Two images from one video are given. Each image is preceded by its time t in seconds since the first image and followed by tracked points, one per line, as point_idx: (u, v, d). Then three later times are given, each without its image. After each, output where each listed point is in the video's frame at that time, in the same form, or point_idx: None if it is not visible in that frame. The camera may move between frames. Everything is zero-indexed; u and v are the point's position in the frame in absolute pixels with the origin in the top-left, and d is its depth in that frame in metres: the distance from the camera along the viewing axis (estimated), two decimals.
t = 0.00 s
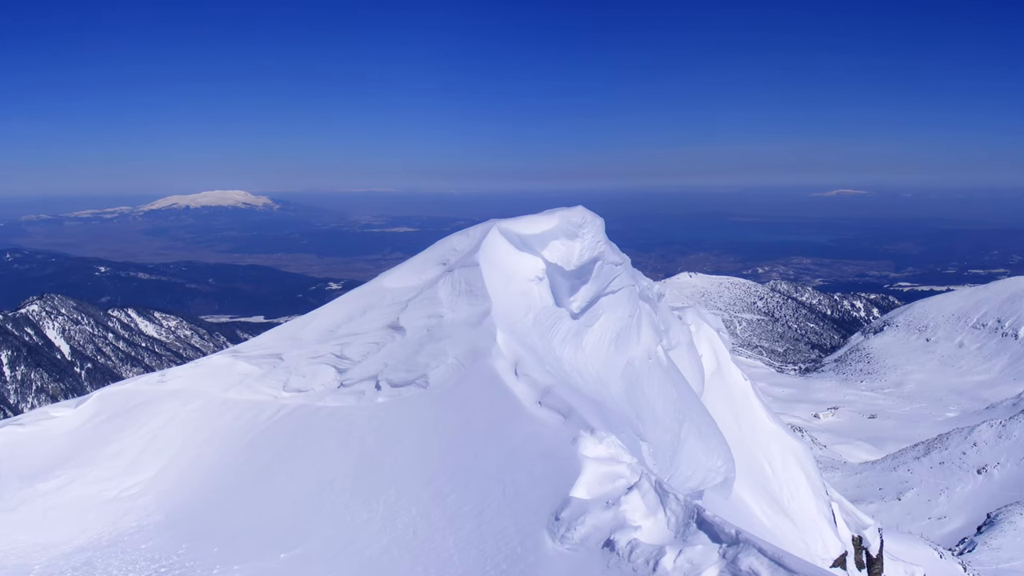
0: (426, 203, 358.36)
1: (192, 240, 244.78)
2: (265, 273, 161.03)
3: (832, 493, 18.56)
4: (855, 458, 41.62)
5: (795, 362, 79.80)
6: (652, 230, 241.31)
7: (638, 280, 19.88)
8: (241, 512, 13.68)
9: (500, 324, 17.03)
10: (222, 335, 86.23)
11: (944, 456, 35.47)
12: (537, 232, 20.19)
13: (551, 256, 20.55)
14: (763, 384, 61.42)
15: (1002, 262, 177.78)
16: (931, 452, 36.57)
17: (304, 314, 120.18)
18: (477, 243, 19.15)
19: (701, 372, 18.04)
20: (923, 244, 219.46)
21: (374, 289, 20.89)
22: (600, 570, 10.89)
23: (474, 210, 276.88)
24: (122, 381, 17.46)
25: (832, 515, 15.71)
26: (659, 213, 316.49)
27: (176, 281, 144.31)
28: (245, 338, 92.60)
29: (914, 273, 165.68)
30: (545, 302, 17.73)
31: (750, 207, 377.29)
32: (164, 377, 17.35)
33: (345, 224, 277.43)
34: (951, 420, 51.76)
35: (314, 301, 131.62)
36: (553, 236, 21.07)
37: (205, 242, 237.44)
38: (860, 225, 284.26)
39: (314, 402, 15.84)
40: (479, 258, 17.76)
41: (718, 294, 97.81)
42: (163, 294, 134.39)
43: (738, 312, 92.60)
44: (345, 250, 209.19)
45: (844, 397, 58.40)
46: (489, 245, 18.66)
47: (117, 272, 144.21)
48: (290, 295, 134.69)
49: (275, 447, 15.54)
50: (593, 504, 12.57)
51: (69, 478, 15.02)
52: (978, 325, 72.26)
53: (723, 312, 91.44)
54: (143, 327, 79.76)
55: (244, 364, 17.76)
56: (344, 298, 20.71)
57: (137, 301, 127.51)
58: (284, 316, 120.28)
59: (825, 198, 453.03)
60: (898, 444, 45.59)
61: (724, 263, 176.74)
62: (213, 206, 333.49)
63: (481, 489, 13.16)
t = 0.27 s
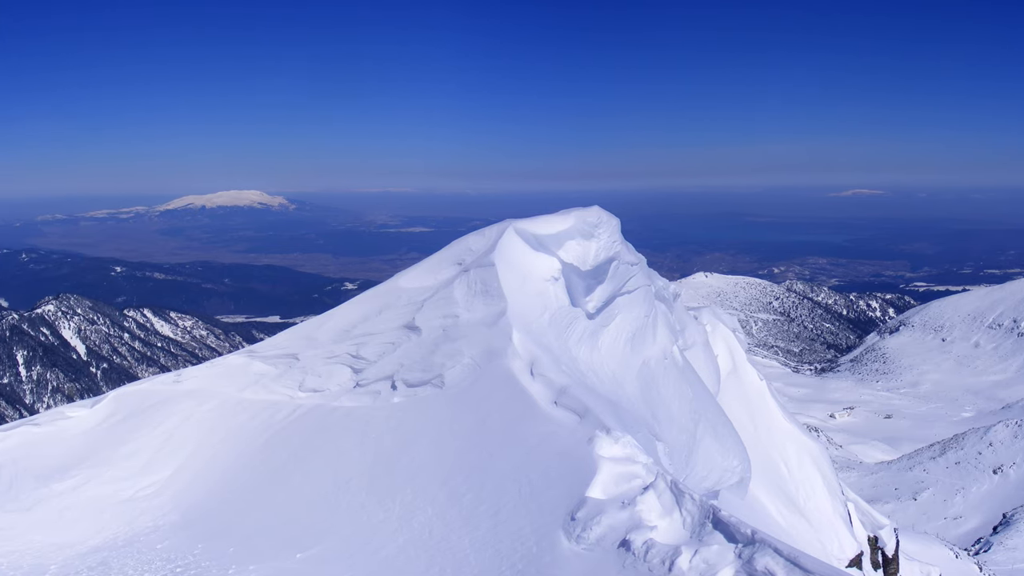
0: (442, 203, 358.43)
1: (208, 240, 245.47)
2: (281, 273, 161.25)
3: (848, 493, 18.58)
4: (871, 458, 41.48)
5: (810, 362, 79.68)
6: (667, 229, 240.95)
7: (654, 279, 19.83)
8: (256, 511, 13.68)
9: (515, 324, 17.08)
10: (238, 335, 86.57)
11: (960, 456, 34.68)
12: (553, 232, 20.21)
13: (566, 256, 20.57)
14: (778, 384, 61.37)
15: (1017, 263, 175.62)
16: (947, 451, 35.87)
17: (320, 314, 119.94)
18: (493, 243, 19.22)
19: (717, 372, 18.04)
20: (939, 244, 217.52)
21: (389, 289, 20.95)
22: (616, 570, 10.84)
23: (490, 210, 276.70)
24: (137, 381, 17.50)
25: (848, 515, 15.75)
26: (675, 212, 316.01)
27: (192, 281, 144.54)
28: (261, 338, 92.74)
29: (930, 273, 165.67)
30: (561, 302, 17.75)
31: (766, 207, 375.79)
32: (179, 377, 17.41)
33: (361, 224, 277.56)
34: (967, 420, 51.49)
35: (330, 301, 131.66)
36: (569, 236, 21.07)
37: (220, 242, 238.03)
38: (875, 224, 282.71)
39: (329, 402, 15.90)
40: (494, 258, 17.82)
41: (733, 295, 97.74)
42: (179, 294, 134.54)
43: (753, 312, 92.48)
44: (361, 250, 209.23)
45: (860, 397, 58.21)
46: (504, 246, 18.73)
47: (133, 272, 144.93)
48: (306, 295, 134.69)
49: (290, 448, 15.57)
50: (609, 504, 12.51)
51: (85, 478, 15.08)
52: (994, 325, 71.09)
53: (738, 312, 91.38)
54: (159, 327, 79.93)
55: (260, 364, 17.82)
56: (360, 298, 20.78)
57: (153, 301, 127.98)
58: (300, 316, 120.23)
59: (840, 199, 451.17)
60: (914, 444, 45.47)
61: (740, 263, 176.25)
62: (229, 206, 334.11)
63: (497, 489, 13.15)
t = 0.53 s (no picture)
0: (457, 203, 358.63)
1: (223, 240, 246.15)
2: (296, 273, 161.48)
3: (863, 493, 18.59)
4: (886, 458, 41.43)
5: (825, 362, 79.69)
6: (681, 229, 240.90)
7: (668, 279, 19.82)
8: (271, 511, 13.69)
9: (530, 324, 17.13)
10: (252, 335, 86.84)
11: (975, 455, 34.51)
12: (567, 232, 20.26)
13: (581, 256, 20.59)
14: (793, 384, 61.43)
15: None
16: (962, 451, 35.71)
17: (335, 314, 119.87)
18: (508, 243, 19.30)
19: (732, 373, 18.06)
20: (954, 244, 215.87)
21: (404, 289, 21.03)
22: (631, 570, 10.78)
23: (505, 210, 276.91)
24: (152, 381, 17.58)
25: (863, 515, 15.78)
26: (690, 212, 315.75)
27: (207, 281, 144.86)
28: (276, 338, 92.97)
29: (945, 273, 165.21)
30: (576, 301, 17.77)
31: (780, 207, 374.49)
32: (194, 377, 17.47)
33: (376, 224, 277.77)
34: (982, 420, 51.29)
35: (345, 301, 131.77)
36: (584, 236, 21.10)
37: (236, 242, 238.86)
38: (890, 224, 281.51)
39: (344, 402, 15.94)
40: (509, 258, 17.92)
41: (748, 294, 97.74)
42: (193, 294, 134.79)
43: (768, 312, 92.49)
44: (376, 250, 209.42)
45: (875, 397, 58.12)
46: (519, 246, 18.80)
47: (148, 272, 145.63)
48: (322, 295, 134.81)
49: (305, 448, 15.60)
50: (624, 504, 12.44)
51: (100, 478, 15.15)
52: (1010, 325, 69.92)
53: (753, 312, 91.46)
54: (175, 327, 80.20)
55: (275, 364, 17.87)
56: (374, 298, 20.86)
57: (168, 301, 128.53)
58: (315, 316, 120.28)
59: (859, 199, 450.08)
60: (929, 444, 45.43)
61: (755, 263, 176.18)
62: (244, 206, 335.14)
63: (512, 489, 13.14)
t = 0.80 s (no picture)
0: (472, 203, 358.53)
1: (237, 240, 246.73)
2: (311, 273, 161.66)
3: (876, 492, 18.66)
4: (899, 458, 41.44)
5: (839, 362, 79.68)
6: (694, 229, 240.69)
7: (683, 279, 19.81)
8: (285, 512, 13.70)
9: (545, 324, 17.20)
10: (267, 335, 86.77)
11: (988, 455, 34.23)
12: (581, 232, 20.31)
13: (595, 255, 20.61)
14: (806, 384, 61.48)
15: None
16: (975, 451, 35.42)
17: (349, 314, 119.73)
18: (521, 244, 19.41)
19: (746, 372, 18.10)
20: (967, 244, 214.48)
21: (418, 288, 21.13)
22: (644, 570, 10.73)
23: (520, 211, 276.92)
24: (166, 381, 17.68)
25: (878, 515, 15.83)
26: (703, 212, 315.37)
27: (222, 281, 145.06)
28: (291, 338, 92.93)
29: (960, 273, 164.86)
30: (590, 301, 17.80)
31: (794, 207, 373.24)
32: (209, 377, 17.56)
33: (391, 224, 277.91)
34: (996, 420, 51.06)
35: (359, 301, 131.78)
36: (598, 236, 21.13)
37: (250, 242, 239.40)
38: (904, 225, 280.61)
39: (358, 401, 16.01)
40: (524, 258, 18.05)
41: (762, 294, 97.69)
42: (208, 294, 134.97)
43: (782, 312, 92.45)
44: (390, 250, 209.42)
45: (888, 397, 58.04)
46: (532, 246, 18.89)
47: (162, 272, 146.11)
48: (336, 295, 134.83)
49: (319, 447, 15.63)
50: (638, 504, 12.39)
51: (114, 478, 15.25)
52: None
53: (767, 312, 91.50)
54: (189, 327, 80.34)
55: (289, 364, 17.94)
56: (388, 298, 20.97)
57: (183, 301, 128.82)
58: (330, 316, 120.26)
59: (870, 199, 449.44)
60: (942, 444, 45.39)
61: (769, 263, 176.13)
62: (257, 207, 335.81)
63: (526, 489, 13.12)
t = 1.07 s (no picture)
0: (485, 203, 358.85)
1: (250, 240, 246.93)
2: (324, 273, 161.62)
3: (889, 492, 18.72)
4: (913, 458, 41.41)
5: (852, 362, 79.65)
6: (707, 229, 240.73)
7: (696, 280, 19.76)
8: (298, 512, 13.71)
9: (557, 324, 17.23)
10: (280, 335, 86.83)
11: (1003, 454, 33.02)
12: (594, 232, 20.34)
13: (609, 256, 20.63)
14: (819, 384, 61.53)
15: None
16: (990, 451, 34.24)
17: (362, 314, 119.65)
18: (535, 243, 19.47)
19: (759, 372, 18.13)
20: (980, 245, 213.31)
21: (431, 289, 21.20)
22: (658, 570, 10.69)
23: (533, 210, 277.19)
24: (179, 381, 17.79)
25: (891, 514, 15.92)
26: (716, 212, 315.07)
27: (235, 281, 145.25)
28: (304, 338, 92.99)
29: (974, 273, 164.50)
30: (603, 302, 17.81)
31: (807, 207, 372.31)
32: (221, 377, 17.66)
33: (403, 224, 277.86)
34: (1011, 421, 50.76)
35: (372, 301, 131.75)
36: (611, 236, 21.15)
37: (263, 242, 239.89)
38: (916, 224, 279.74)
39: (371, 401, 16.10)
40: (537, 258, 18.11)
41: (775, 294, 97.70)
42: (221, 294, 135.04)
43: (795, 312, 92.42)
44: (404, 250, 209.59)
45: (901, 397, 58.00)
46: (546, 247, 18.98)
47: (175, 272, 146.30)
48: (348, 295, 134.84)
49: (332, 448, 15.66)
50: (651, 504, 12.35)
51: (126, 478, 15.29)
52: None
53: (780, 312, 91.49)
54: (203, 327, 80.34)
55: (302, 364, 18.02)
56: (402, 298, 21.04)
57: (195, 301, 128.93)
58: (342, 317, 120.26)
59: (882, 199, 448.63)
60: (956, 444, 45.32)
61: (782, 263, 176.20)
62: (271, 206, 336.54)
63: (539, 489, 13.12)
